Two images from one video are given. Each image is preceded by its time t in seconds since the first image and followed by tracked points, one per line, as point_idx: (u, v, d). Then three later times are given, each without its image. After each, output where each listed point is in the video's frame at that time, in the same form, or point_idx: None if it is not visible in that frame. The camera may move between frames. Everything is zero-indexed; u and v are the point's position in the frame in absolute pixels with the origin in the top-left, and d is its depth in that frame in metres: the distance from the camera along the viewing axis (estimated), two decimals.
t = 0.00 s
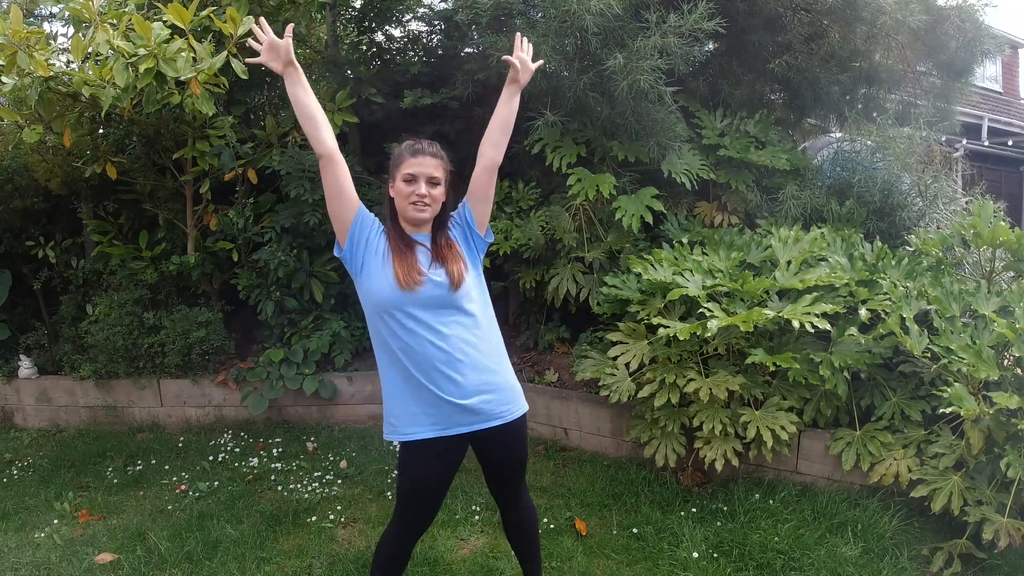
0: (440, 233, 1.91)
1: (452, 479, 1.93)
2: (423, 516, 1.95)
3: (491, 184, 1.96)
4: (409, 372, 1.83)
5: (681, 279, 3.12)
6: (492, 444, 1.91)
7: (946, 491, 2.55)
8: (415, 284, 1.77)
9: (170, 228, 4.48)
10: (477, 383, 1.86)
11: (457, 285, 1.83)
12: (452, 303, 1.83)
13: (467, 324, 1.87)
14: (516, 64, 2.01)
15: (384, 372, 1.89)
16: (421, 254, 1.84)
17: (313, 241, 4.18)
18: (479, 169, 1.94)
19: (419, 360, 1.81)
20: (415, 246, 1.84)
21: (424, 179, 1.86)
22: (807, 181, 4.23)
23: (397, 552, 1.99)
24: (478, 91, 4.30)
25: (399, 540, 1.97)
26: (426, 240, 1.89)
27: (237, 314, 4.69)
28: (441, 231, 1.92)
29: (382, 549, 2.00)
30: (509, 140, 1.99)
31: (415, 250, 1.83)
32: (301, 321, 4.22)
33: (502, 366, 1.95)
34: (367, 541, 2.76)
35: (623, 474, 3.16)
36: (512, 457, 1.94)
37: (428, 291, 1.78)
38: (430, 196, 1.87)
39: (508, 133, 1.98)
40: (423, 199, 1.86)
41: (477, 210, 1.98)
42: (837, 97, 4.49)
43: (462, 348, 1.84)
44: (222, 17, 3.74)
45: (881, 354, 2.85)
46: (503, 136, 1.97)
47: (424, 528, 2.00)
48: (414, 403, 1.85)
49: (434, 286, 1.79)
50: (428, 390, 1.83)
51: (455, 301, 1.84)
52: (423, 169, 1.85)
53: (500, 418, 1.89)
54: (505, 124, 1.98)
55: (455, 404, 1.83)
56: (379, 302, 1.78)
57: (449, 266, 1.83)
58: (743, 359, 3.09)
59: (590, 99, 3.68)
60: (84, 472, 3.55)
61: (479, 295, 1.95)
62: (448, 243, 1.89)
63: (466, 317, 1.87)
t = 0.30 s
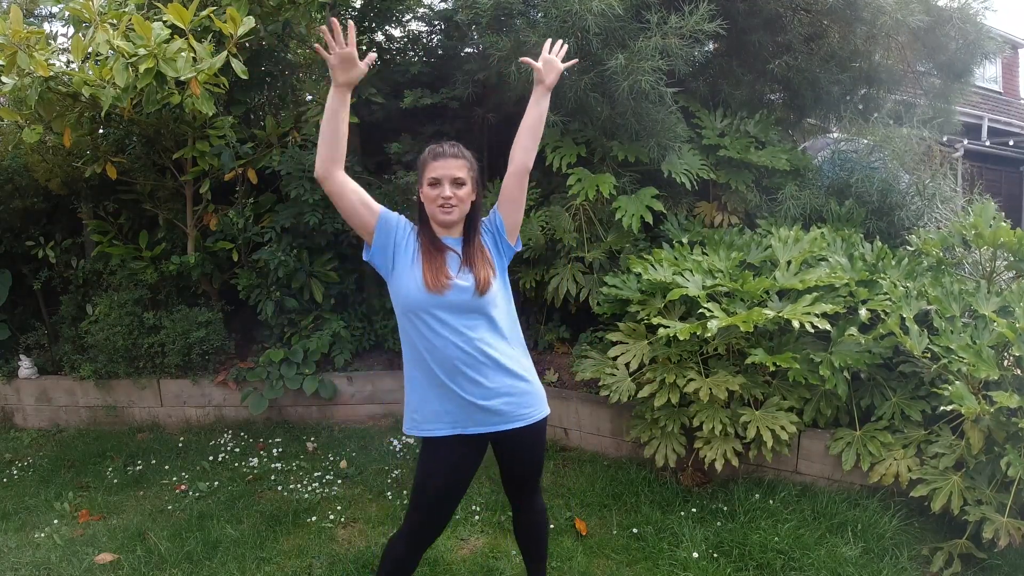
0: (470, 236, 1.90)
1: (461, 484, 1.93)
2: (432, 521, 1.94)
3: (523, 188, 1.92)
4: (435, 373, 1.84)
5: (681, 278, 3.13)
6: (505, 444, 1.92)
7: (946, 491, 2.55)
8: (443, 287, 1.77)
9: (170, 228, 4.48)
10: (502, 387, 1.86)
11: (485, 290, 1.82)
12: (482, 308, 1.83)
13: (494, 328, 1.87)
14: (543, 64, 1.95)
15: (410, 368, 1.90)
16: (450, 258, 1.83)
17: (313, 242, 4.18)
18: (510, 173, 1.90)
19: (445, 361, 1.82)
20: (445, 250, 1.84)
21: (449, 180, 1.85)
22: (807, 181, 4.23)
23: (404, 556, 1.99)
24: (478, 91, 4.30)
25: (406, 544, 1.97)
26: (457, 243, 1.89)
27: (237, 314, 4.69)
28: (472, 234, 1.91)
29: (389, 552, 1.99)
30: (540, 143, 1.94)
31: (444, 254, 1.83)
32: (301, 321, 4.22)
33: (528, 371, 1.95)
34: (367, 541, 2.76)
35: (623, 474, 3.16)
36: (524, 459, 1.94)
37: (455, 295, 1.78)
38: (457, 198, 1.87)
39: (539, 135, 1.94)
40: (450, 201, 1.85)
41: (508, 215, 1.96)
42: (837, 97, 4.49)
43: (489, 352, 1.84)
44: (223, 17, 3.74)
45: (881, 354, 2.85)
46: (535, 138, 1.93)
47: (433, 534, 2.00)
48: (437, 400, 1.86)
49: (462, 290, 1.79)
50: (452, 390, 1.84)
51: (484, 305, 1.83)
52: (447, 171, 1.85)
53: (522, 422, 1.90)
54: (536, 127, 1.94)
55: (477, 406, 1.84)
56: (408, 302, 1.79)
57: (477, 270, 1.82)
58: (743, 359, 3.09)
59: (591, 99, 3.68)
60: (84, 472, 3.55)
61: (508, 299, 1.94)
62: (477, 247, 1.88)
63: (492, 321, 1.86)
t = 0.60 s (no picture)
0: (507, 215, 1.90)
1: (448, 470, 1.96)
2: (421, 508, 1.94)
3: (562, 159, 1.87)
4: (456, 348, 1.87)
5: (681, 278, 3.13)
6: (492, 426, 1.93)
7: (946, 491, 2.55)
8: (481, 269, 1.80)
9: (170, 228, 4.48)
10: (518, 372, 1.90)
11: (522, 275, 1.85)
12: (516, 293, 1.86)
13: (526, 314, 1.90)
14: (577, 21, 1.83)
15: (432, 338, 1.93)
16: (488, 240, 1.85)
17: (313, 241, 4.18)
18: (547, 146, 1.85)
19: (471, 339, 1.85)
20: (483, 233, 1.85)
21: (457, 166, 1.83)
22: (807, 181, 4.23)
23: (393, 551, 1.97)
24: (478, 91, 4.30)
25: (395, 539, 1.95)
26: (496, 223, 1.89)
27: (237, 314, 4.69)
28: (509, 213, 1.90)
29: (377, 548, 1.97)
30: (579, 108, 1.85)
31: (482, 236, 1.84)
32: (301, 321, 4.22)
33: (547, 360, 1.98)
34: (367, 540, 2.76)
35: (623, 474, 3.16)
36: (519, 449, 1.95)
37: (493, 278, 1.81)
38: (473, 183, 1.83)
39: (576, 101, 1.85)
40: (464, 188, 1.83)
41: (550, 187, 1.94)
42: (838, 96, 4.48)
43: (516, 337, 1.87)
44: (223, 17, 3.74)
45: (881, 354, 2.85)
46: (571, 105, 1.84)
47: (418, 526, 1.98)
48: (451, 376, 1.88)
49: (501, 274, 1.81)
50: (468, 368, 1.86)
51: (518, 291, 1.86)
52: (455, 158, 1.82)
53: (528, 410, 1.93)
54: (574, 92, 1.85)
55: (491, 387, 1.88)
56: (447, 278, 1.83)
57: (516, 253, 1.84)
58: (743, 359, 3.09)
59: (591, 100, 3.69)
60: (84, 472, 3.55)
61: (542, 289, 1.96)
62: (516, 227, 1.88)
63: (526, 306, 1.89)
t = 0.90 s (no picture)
0: (473, 236, 1.86)
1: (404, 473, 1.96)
2: (383, 509, 1.97)
3: (531, 180, 1.79)
4: (402, 358, 1.88)
5: (681, 279, 3.13)
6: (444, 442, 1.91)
7: (946, 491, 2.55)
8: (436, 283, 1.80)
9: (170, 228, 4.48)
10: (463, 395, 1.87)
11: (477, 296, 1.82)
12: (469, 314, 1.83)
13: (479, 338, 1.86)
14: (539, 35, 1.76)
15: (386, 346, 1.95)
16: (453, 257, 1.83)
17: (313, 242, 4.18)
18: (514, 167, 1.78)
19: (416, 353, 1.85)
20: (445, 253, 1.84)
21: (425, 184, 1.83)
22: (807, 181, 4.23)
23: (362, 551, 2.02)
24: (478, 91, 4.30)
25: (363, 538, 2.01)
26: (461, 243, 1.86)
27: (236, 314, 4.68)
28: (476, 234, 1.87)
29: (349, 548, 2.03)
30: (546, 126, 1.77)
31: (445, 253, 1.83)
32: (301, 321, 4.22)
33: (499, 390, 1.94)
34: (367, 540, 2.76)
35: (623, 474, 3.16)
36: (474, 460, 1.93)
37: (448, 294, 1.80)
38: (439, 202, 1.83)
39: (545, 119, 1.77)
40: (431, 206, 1.84)
41: (518, 211, 1.87)
42: (838, 96, 4.48)
43: (464, 358, 1.85)
44: (223, 17, 3.74)
45: (881, 354, 2.85)
46: (538, 123, 1.76)
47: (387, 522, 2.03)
48: (393, 386, 1.89)
49: (456, 292, 1.80)
50: (410, 381, 1.86)
51: (472, 313, 1.83)
52: (422, 176, 1.82)
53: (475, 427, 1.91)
54: (541, 109, 1.76)
55: (432, 405, 1.86)
56: (410, 287, 1.85)
57: (475, 273, 1.81)
58: (743, 359, 3.09)
59: (591, 100, 3.69)
60: (84, 472, 3.55)
61: (504, 317, 1.91)
62: (481, 248, 1.84)
63: (480, 329, 1.86)
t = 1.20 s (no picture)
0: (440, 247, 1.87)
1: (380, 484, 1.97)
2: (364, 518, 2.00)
3: (496, 190, 1.78)
4: (367, 367, 1.88)
5: (681, 279, 3.13)
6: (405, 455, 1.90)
7: (946, 491, 2.55)
8: (399, 293, 1.81)
9: (170, 228, 4.48)
10: (428, 407, 1.86)
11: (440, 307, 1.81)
12: (433, 325, 1.82)
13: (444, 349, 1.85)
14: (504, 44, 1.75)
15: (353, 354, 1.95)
16: (418, 269, 1.85)
17: (313, 242, 4.17)
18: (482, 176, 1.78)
19: (382, 362, 1.85)
20: (412, 264, 1.85)
21: (396, 194, 1.85)
22: (807, 181, 4.23)
23: (349, 556, 2.07)
24: (478, 91, 4.30)
25: (347, 545, 2.05)
26: (428, 254, 1.88)
27: (236, 314, 4.68)
28: (443, 245, 1.87)
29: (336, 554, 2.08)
30: (510, 135, 1.76)
31: (411, 265, 1.85)
32: (301, 321, 4.22)
33: (466, 402, 1.92)
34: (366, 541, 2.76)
35: (623, 474, 3.16)
36: (444, 471, 1.91)
37: (410, 304, 1.81)
38: (408, 212, 1.84)
39: (512, 130, 1.77)
40: (400, 216, 1.86)
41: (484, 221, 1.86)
42: (837, 97, 4.48)
43: (427, 369, 1.84)
44: (223, 17, 3.74)
45: (882, 354, 2.84)
46: (506, 133, 1.76)
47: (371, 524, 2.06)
48: (358, 394, 1.89)
49: (418, 302, 1.80)
50: (375, 391, 1.86)
51: (435, 323, 1.82)
52: (393, 185, 1.85)
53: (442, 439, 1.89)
54: (506, 119, 1.76)
55: (396, 415, 1.85)
56: (377, 298, 1.87)
57: (438, 283, 1.81)
58: (743, 359, 3.09)
59: (590, 100, 3.69)
60: (84, 472, 3.55)
61: (472, 329, 1.89)
62: (447, 258, 1.84)
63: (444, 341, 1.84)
